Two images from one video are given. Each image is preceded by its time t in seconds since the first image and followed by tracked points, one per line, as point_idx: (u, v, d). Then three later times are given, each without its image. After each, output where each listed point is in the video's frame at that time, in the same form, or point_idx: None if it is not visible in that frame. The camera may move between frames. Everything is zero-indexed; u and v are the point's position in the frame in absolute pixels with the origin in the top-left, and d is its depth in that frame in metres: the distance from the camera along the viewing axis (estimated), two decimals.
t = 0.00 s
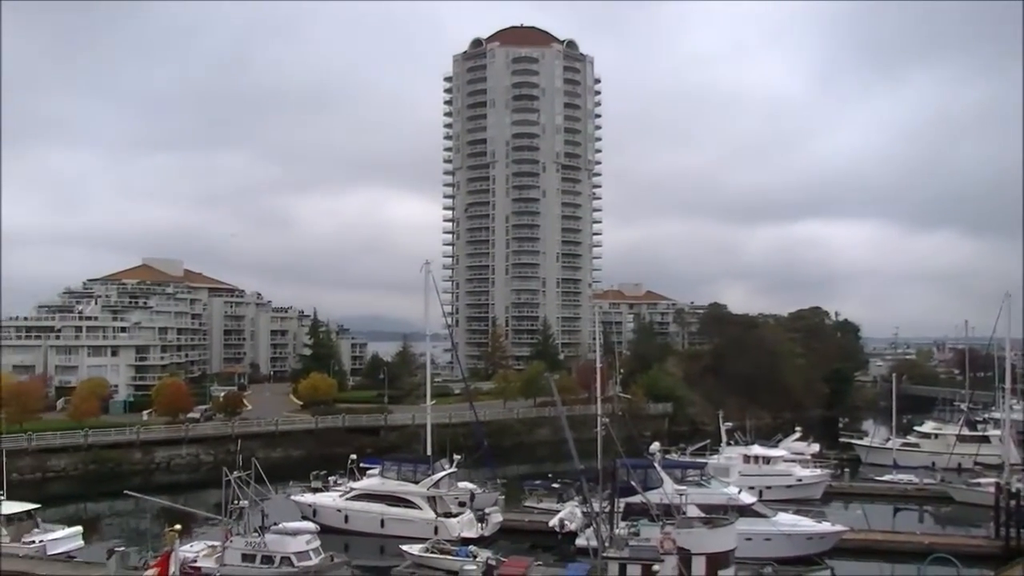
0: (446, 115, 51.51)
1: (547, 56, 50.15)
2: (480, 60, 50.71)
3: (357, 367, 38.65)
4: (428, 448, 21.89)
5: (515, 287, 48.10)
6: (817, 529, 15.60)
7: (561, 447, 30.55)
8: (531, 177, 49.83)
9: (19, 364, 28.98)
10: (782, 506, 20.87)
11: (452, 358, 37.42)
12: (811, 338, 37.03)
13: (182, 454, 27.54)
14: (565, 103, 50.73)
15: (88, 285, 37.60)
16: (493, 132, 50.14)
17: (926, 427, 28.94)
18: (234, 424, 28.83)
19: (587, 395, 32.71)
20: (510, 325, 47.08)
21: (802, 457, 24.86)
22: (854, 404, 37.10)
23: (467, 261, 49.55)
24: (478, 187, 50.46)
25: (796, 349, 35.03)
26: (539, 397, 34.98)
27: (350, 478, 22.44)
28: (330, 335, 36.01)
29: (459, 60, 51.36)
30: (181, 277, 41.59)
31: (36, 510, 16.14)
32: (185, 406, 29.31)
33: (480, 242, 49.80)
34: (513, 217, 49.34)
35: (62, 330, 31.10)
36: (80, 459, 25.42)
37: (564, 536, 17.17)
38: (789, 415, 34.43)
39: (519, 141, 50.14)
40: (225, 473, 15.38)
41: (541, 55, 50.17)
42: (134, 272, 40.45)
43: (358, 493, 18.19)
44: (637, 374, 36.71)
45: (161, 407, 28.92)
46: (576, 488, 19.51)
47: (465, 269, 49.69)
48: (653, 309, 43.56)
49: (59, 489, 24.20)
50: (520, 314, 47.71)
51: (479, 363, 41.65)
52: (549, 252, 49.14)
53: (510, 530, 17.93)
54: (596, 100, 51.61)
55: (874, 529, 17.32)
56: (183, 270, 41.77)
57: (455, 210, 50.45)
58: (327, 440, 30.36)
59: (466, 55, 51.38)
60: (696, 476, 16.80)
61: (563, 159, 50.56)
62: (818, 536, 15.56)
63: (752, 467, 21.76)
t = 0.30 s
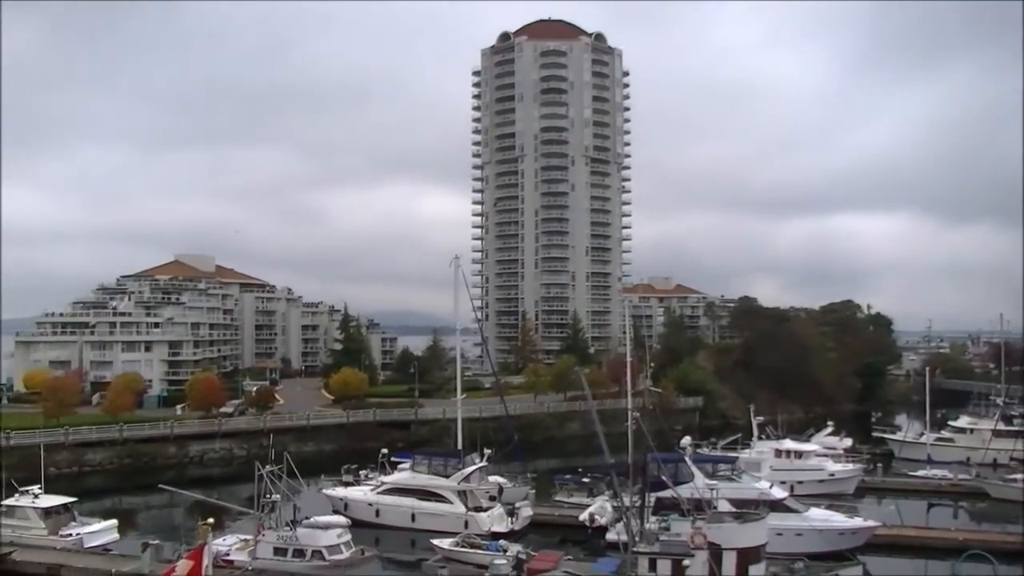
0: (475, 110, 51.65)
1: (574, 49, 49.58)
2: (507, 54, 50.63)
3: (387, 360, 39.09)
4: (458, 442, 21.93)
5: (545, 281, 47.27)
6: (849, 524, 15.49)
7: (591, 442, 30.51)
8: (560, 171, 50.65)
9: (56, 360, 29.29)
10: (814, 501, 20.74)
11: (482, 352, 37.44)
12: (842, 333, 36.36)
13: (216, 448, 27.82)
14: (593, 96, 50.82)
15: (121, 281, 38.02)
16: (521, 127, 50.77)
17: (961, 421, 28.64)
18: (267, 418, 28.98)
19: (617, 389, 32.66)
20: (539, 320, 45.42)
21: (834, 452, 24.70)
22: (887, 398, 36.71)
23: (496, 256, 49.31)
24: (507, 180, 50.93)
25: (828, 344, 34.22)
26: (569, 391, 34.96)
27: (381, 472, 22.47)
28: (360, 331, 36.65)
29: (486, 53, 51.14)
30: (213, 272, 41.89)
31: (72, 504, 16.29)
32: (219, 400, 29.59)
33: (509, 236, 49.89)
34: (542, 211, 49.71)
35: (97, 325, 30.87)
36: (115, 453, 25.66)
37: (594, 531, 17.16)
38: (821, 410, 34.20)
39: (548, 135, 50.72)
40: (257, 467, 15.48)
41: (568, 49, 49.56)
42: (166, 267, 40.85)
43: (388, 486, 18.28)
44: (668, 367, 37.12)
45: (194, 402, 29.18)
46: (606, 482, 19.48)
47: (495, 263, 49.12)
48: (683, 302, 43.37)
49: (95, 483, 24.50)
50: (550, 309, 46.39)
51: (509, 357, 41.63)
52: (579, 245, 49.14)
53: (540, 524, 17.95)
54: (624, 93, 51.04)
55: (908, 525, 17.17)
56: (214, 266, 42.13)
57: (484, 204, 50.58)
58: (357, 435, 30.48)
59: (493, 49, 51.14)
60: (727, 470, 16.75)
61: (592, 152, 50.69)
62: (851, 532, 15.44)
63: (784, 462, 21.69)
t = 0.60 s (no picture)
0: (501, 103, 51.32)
1: (601, 39, 49.71)
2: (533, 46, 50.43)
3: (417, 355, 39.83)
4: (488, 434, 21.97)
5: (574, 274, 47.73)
6: (881, 515, 15.38)
7: (621, 434, 30.46)
8: (588, 163, 50.05)
9: (90, 355, 30.91)
10: (846, 492, 20.60)
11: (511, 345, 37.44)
12: (875, 323, 36.16)
13: (247, 441, 27.78)
14: (621, 88, 50.54)
15: (153, 277, 38.41)
16: (549, 119, 50.13)
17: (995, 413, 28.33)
18: (297, 413, 29.13)
19: (647, 381, 32.59)
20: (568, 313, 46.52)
21: (866, 443, 24.50)
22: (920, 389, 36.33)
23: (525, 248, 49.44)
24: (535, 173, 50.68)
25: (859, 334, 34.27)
26: (598, 383, 34.90)
27: (411, 464, 22.53)
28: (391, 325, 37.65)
29: (512, 48, 50.85)
30: (243, 268, 42.20)
31: (107, 497, 16.47)
32: (250, 395, 29.84)
33: (537, 229, 49.71)
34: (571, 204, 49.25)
35: (129, 321, 32.15)
36: (148, 446, 25.89)
37: (625, 523, 17.14)
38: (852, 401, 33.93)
39: (576, 128, 50.28)
40: (289, 459, 15.57)
41: (595, 40, 49.59)
42: (198, 263, 41.20)
43: (419, 479, 18.34)
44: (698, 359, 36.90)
45: (226, 397, 29.39)
46: (636, 474, 19.44)
47: (523, 257, 49.23)
48: (712, 294, 43.21)
49: (130, 475, 24.68)
50: (579, 302, 47.34)
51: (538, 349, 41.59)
52: (607, 238, 49.10)
53: (570, 516, 17.95)
54: (652, 84, 51.24)
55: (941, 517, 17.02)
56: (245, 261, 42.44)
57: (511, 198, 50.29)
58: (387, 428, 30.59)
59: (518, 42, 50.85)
60: (758, 461, 16.69)
61: (619, 143, 50.45)
62: (883, 523, 15.34)
63: (815, 453, 21.51)
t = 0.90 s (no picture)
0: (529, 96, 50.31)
1: (630, 31, 49.91)
2: (561, 39, 49.65)
3: (449, 351, 39.99)
4: (521, 429, 21.97)
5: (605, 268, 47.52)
6: (917, 509, 15.26)
7: (654, 428, 30.36)
8: (618, 155, 50.28)
9: (126, 353, 31.94)
10: (881, 486, 20.43)
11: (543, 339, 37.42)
12: (909, 313, 35.47)
13: (281, 437, 27.96)
14: (650, 80, 50.73)
15: (187, 274, 38.79)
16: (579, 112, 49.61)
17: None
18: (330, 408, 29.33)
19: (679, 374, 32.47)
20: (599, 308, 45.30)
21: (902, 436, 24.27)
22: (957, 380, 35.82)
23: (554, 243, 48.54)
24: (564, 167, 49.80)
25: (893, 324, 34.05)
26: (631, 377, 34.76)
27: (444, 459, 22.57)
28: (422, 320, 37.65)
29: (540, 39, 50.14)
30: (276, 265, 42.43)
31: (144, 492, 16.64)
32: (283, 390, 30.04)
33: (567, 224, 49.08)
34: (601, 196, 49.35)
35: (164, 319, 33.45)
36: (183, 443, 26.11)
37: (658, 518, 17.10)
38: (887, 393, 33.58)
39: (605, 120, 50.32)
40: (323, 455, 15.67)
41: (624, 32, 49.67)
42: (232, 260, 41.52)
43: (451, 474, 18.40)
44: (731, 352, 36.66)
45: (260, 392, 29.68)
46: (669, 469, 19.37)
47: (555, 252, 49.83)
48: (745, 286, 42.97)
49: (166, 472, 25.04)
50: (610, 296, 46.54)
51: (569, 343, 41.54)
52: (638, 231, 49.35)
53: (603, 511, 17.92)
54: (681, 76, 51.27)
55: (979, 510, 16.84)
56: (277, 259, 42.70)
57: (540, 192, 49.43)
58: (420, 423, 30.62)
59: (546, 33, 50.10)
60: (792, 455, 16.59)
61: (648, 136, 50.90)
62: (919, 517, 15.21)
63: (849, 446, 21.32)
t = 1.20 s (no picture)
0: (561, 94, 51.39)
1: (662, 29, 49.64)
2: (593, 37, 50.69)
3: (477, 346, 40.06)
4: (548, 425, 21.97)
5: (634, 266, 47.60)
6: (947, 513, 15.11)
7: (682, 427, 30.28)
8: (648, 154, 49.68)
9: (156, 345, 32.65)
10: (910, 489, 20.25)
11: (571, 336, 37.40)
12: (940, 316, 34.55)
13: (309, 431, 28.07)
14: (681, 78, 50.19)
15: (218, 267, 39.04)
16: (609, 109, 49.74)
17: None
18: (357, 403, 29.43)
19: (708, 373, 32.36)
20: (628, 305, 46.22)
21: (932, 439, 24.06)
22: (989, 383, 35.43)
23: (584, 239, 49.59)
24: (595, 164, 50.46)
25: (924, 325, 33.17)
26: (659, 375, 34.66)
27: (470, 454, 22.60)
28: (450, 316, 37.79)
29: (572, 37, 51.16)
30: (306, 259, 42.70)
31: (173, 483, 16.77)
32: (312, 384, 30.17)
33: (597, 220, 49.68)
34: (630, 194, 48.83)
35: (195, 312, 33.21)
36: (211, 435, 26.33)
37: (684, 517, 17.05)
38: (917, 395, 33.30)
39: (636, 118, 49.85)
40: (350, 449, 15.70)
41: (655, 30, 49.71)
42: (262, 254, 41.78)
43: (477, 470, 18.45)
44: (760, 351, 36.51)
45: (288, 386, 29.89)
46: (696, 468, 19.30)
47: (584, 249, 49.58)
48: (774, 286, 42.74)
49: (194, 462, 25.17)
50: (638, 294, 46.84)
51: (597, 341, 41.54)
52: (668, 229, 48.80)
53: (629, 509, 17.88)
54: (712, 74, 50.84)
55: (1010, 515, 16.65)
56: (308, 253, 42.96)
57: (572, 189, 50.39)
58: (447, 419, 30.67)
59: (579, 31, 51.17)
60: (820, 456, 16.48)
61: (680, 134, 49.90)
62: (949, 521, 15.05)
63: (878, 448, 21.15)
